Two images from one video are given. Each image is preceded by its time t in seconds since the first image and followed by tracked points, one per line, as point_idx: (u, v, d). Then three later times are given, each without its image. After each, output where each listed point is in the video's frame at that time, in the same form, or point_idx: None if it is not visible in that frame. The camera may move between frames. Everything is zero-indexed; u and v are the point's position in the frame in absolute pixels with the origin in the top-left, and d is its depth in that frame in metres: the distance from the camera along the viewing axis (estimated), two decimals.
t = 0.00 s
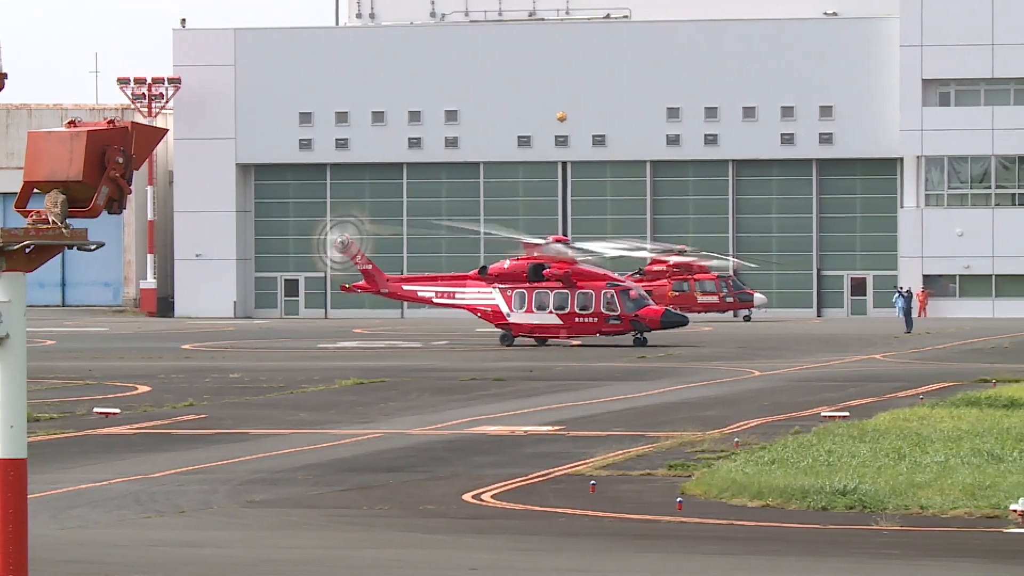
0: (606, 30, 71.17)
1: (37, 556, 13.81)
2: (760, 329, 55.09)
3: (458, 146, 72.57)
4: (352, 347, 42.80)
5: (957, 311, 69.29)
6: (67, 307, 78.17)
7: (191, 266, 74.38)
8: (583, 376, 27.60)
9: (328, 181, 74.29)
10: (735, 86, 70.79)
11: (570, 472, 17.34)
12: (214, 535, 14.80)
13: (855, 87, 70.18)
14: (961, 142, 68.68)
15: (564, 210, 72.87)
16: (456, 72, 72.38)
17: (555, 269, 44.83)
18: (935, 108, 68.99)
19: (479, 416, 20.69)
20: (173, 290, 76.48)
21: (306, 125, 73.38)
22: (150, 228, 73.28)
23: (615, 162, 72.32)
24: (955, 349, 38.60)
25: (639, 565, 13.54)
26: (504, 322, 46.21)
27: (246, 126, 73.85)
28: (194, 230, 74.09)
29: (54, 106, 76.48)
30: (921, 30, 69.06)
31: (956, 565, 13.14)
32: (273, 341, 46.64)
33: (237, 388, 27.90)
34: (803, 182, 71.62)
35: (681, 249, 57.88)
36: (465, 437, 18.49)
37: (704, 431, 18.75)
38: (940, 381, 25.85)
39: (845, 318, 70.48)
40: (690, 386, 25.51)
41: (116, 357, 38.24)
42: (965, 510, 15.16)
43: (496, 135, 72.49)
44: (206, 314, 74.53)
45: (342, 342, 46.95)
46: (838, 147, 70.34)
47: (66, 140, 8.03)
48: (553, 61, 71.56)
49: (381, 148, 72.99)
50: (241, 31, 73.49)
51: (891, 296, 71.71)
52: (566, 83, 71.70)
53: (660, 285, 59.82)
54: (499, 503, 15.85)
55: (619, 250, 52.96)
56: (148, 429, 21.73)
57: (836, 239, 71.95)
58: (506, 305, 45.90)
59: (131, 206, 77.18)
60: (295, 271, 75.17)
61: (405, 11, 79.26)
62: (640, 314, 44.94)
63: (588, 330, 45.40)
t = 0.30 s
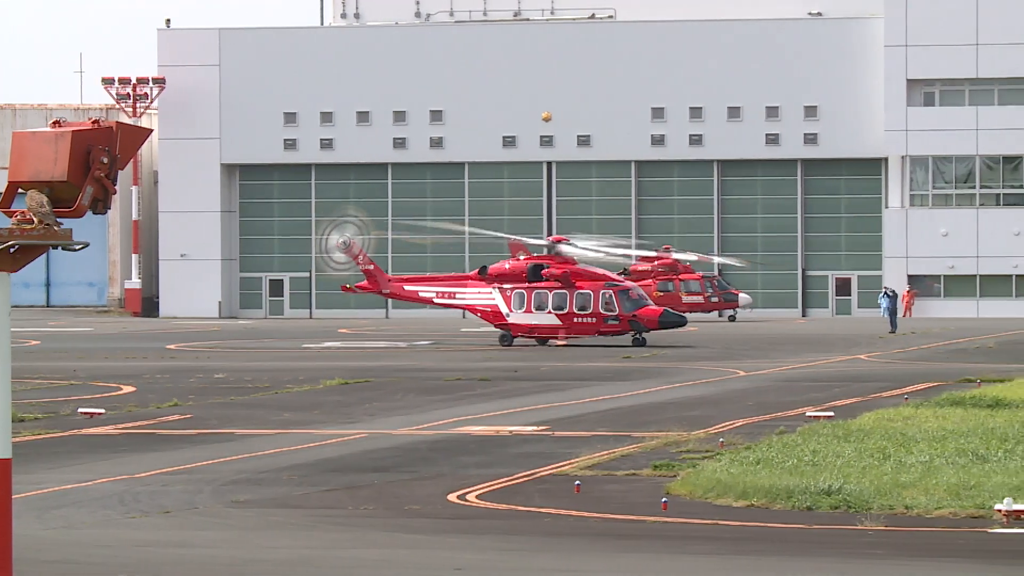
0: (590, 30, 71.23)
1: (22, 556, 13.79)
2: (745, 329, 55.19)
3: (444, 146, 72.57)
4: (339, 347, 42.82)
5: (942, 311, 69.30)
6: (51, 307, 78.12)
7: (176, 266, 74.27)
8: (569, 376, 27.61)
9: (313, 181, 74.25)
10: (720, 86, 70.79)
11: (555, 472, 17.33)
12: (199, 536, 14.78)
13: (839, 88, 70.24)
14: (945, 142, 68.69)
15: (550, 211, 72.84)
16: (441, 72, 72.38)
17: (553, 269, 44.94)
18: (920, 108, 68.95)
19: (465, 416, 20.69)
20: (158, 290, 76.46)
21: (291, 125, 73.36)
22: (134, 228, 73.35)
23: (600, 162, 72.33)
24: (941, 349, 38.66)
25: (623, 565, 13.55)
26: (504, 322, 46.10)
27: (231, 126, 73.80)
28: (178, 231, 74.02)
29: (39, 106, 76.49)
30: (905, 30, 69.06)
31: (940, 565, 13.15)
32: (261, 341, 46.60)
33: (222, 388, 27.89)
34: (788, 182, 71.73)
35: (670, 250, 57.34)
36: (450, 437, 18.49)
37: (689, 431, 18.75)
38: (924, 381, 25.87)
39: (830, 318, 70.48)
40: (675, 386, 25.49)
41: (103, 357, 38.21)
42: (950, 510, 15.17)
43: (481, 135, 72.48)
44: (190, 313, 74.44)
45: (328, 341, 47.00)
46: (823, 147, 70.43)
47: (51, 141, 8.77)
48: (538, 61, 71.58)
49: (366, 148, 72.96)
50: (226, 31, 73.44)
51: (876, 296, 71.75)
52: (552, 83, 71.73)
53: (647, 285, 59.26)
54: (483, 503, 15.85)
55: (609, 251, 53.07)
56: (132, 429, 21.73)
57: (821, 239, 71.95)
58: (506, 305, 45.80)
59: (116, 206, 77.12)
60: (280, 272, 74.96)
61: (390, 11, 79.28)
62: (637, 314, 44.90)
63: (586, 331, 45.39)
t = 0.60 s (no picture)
0: (576, 30, 71.26)
1: (7, 556, 13.78)
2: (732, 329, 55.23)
3: (430, 146, 72.57)
4: (328, 347, 42.85)
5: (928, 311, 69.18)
6: (37, 307, 78.03)
7: (160, 266, 74.35)
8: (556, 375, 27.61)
9: (299, 182, 74.18)
10: (706, 86, 70.79)
11: (541, 472, 17.33)
12: (185, 535, 14.77)
13: (825, 88, 70.27)
14: (931, 142, 68.67)
15: (535, 210, 72.80)
16: (427, 72, 72.35)
17: (552, 269, 44.86)
18: (906, 109, 68.93)
19: (452, 416, 20.69)
20: (144, 290, 76.39)
21: (277, 125, 73.34)
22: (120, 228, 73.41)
23: (587, 163, 72.29)
24: (927, 349, 38.66)
25: (608, 565, 13.55)
26: (504, 322, 46.15)
27: (218, 126, 73.77)
28: (164, 231, 74.08)
29: (25, 106, 76.44)
30: (891, 30, 69.02)
31: (927, 565, 13.14)
32: (251, 341, 46.58)
33: (209, 388, 27.88)
34: (773, 182, 71.64)
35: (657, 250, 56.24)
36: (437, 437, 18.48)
37: (676, 431, 18.75)
38: (910, 381, 25.87)
39: (815, 318, 70.38)
40: (662, 386, 25.49)
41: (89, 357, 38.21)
42: (936, 511, 15.18)
43: (467, 135, 72.48)
44: (175, 313, 74.44)
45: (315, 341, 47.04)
46: (809, 147, 70.39)
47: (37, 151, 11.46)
48: (524, 61, 71.56)
49: (352, 148, 72.91)
50: (212, 31, 73.43)
51: (861, 296, 71.67)
52: (538, 83, 71.74)
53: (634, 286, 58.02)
54: (470, 503, 15.85)
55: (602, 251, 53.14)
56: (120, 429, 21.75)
57: (807, 239, 71.86)
58: (506, 305, 45.87)
59: (102, 206, 77.02)
60: (266, 272, 74.98)
61: (376, 11, 79.25)
62: (637, 315, 44.61)
63: (587, 331, 45.13)
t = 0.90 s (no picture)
0: (563, 30, 71.28)
1: None
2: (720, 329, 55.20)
3: (416, 146, 72.52)
4: (314, 347, 42.83)
5: (914, 311, 69.14)
6: (23, 307, 77.90)
7: (147, 266, 74.28)
8: (543, 375, 27.62)
9: (285, 181, 74.09)
10: (692, 86, 70.78)
11: (527, 472, 17.34)
12: (172, 535, 14.76)
13: (810, 88, 70.31)
14: (917, 142, 68.71)
15: (522, 210, 72.60)
16: (414, 72, 72.35)
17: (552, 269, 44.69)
18: (892, 109, 68.98)
19: (439, 416, 20.70)
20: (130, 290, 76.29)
21: (264, 125, 73.38)
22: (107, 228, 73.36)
23: (573, 163, 72.23)
24: (913, 349, 38.69)
25: (594, 564, 13.54)
26: (505, 322, 46.13)
27: (205, 126, 73.76)
28: (150, 231, 73.99)
29: (11, 106, 76.38)
30: (877, 30, 69.03)
31: (913, 565, 13.14)
32: (240, 341, 46.51)
33: (194, 388, 27.85)
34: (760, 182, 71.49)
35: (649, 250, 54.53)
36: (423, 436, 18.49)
37: (662, 430, 18.76)
38: (896, 381, 25.85)
39: (801, 318, 70.22)
40: (649, 386, 25.51)
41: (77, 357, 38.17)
42: (922, 511, 15.18)
43: (453, 135, 72.45)
44: (164, 313, 74.38)
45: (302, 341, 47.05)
46: (796, 147, 70.41)
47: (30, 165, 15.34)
48: (511, 61, 71.57)
49: (339, 148, 72.89)
50: (199, 31, 73.46)
51: (848, 296, 71.53)
52: (525, 82, 71.73)
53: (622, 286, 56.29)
54: (455, 503, 15.86)
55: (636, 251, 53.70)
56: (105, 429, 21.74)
57: (794, 239, 71.65)
58: (507, 305, 45.90)
59: (87, 206, 76.84)
60: (252, 272, 74.80)
61: (362, 11, 79.25)
62: (636, 314, 44.50)
63: (586, 331, 45.13)
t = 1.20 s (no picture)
0: (549, 30, 71.19)
1: None
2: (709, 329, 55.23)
3: (402, 145, 72.43)
4: (301, 347, 42.87)
5: (897, 310, 69.08)
6: (9, 307, 77.87)
7: (132, 266, 74.12)
8: (529, 375, 27.64)
9: (271, 181, 74.10)
10: (679, 86, 70.67)
11: (512, 472, 17.34)
12: (158, 536, 14.75)
13: (795, 88, 70.24)
14: (903, 142, 68.56)
15: (508, 211, 72.63)
16: (400, 72, 72.26)
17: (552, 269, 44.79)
18: (878, 109, 68.83)
19: (425, 415, 20.70)
20: (116, 290, 76.28)
21: (249, 125, 73.32)
22: (92, 229, 73.38)
23: (558, 163, 72.23)
24: (900, 349, 38.69)
25: (580, 565, 13.54)
26: (506, 322, 45.92)
27: (191, 126, 73.64)
28: (136, 231, 73.89)
29: None
30: (862, 30, 68.85)
31: (900, 565, 13.13)
32: (230, 342, 46.49)
33: (180, 388, 27.85)
34: (745, 183, 71.51)
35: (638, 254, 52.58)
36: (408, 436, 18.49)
37: (648, 430, 18.76)
38: (882, 381, 25.87)
39: (786, 318, 70.23)
40: (636, 386, 25.49)
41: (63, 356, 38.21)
42: (908, 510, 15.19)
43: (440, 135, 72.38)
44: (148, 314, 74.28)
45: (288, 341, 47.09)
46: (781, 148, 70.35)
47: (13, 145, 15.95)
48: (498, 60, 71.48)
49: (326, 148, 72.88)
50: (184, 31, 73.37)
51: (833, 296, 71.58)
52: (511, 82, 71.64)
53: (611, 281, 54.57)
54: (442, 503, 15.85)
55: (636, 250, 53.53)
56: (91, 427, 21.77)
57: (779, 239, 71.79)
58: (508, 305, 45.74)
59: (73, 206, 76.77)
60: (238, 271, 74.88)
61: (348, 10, 79.03)
62: (635, 315, 44.33)
63: (585, 332, 45.09)
